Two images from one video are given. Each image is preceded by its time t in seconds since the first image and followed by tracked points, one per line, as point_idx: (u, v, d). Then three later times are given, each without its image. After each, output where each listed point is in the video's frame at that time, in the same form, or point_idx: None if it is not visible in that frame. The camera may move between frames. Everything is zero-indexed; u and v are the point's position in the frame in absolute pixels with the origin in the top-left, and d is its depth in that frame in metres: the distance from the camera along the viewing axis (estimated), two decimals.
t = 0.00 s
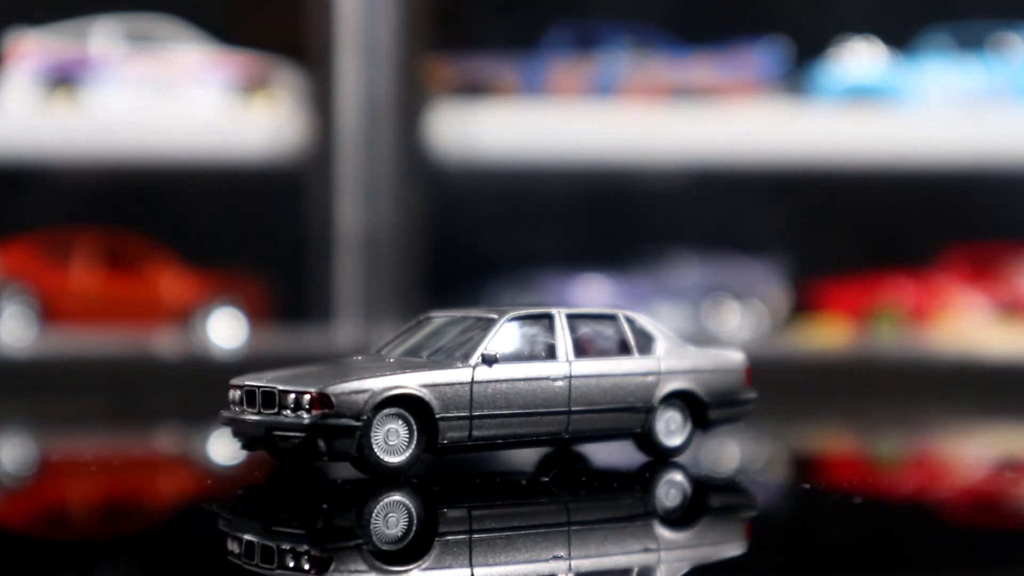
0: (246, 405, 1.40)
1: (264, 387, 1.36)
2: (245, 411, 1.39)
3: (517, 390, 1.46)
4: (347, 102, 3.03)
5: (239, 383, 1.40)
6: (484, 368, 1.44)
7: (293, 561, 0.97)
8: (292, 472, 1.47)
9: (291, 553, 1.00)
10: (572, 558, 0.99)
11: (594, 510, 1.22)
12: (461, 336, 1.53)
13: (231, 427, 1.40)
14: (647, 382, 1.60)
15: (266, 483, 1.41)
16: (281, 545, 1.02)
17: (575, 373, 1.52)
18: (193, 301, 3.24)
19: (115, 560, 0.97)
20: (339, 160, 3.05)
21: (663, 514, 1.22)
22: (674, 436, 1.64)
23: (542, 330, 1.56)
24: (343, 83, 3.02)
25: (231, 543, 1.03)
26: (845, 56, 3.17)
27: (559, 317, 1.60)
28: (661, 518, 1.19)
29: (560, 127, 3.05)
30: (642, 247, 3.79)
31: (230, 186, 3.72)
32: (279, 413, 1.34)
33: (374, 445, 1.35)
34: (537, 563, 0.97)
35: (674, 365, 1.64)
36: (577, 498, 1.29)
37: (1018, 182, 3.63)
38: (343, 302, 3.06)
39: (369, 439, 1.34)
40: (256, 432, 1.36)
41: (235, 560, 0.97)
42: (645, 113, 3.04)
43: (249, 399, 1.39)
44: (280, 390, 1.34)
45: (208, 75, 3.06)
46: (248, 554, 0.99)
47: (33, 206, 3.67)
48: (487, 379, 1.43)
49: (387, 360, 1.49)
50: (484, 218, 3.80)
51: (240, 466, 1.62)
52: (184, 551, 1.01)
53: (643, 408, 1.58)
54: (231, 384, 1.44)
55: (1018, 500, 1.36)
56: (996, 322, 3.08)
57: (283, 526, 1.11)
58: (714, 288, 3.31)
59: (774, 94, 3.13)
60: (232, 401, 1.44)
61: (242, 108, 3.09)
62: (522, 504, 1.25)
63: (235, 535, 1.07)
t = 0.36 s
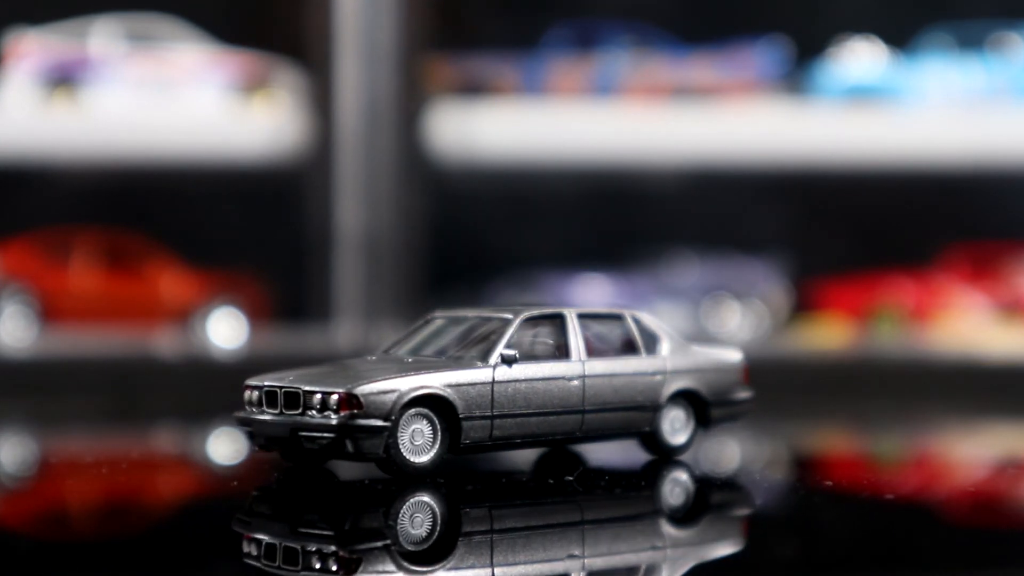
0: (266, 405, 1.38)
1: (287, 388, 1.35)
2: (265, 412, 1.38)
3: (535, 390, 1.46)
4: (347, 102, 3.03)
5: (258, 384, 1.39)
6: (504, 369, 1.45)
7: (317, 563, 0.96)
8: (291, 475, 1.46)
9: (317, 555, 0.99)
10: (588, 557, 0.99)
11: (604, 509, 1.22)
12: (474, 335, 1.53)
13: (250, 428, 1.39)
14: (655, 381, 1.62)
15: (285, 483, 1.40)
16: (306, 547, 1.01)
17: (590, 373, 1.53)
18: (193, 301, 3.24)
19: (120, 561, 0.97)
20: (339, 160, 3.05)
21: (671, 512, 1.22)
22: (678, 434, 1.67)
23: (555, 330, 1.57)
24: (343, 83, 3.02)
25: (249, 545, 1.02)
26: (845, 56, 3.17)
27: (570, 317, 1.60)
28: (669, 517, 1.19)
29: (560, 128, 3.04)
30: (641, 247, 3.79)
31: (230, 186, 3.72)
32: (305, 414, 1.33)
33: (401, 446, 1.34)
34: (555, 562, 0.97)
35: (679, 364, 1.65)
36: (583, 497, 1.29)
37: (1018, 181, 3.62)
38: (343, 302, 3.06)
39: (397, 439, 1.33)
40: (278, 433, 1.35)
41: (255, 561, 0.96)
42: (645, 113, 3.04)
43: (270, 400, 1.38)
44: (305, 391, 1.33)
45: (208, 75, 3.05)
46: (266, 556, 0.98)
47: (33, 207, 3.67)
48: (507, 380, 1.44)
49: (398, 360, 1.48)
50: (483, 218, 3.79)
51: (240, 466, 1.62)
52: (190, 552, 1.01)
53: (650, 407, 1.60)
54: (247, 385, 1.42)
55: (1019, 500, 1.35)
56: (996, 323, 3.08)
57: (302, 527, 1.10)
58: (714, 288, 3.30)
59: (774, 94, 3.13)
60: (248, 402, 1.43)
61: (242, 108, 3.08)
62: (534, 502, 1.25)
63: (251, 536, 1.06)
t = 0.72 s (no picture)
0: (285, 406, 1.37)
1: (310, 388, 1.34)
2: (285, 412, 1.36)
3: (550, 390, 1.47)
4: (347, 102, 3.03)
5: (278, 384, 1.37)
6: (522, 368, 1.45)
7: (342, 564, 0.95)
8: (289, 477, 1.44)
9: (342, 556, 0.98)
10: (603, 554, 0.99)
11: (612, 507, 1.22)
12: (486, 335, 1.53)
13: (269, 429, 1.37)
14: (660, 379, 1.63)
15: (301, 483, 1.38)
16: (330, 548, 1.00)
17: (602, 372, 1.54)
18: (193, 301, 3.24)
19: (126, 561, 0.97)
20: (339, 160, 3.04)
21: (677, 510, 1.22)
22: (681, 435, 1.68)
23: (565, 330, 1.58)
24: (343, 83, 3.02)
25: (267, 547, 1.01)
26: (845, 56, 3.17)
27: (579, 316, 1.61)
28: (675, 514, 1.20)
29: (559, 128, 3.04)
30: (641, 247, 3.79)
31: (230, 186, 3.72)
32: (329, 414, 1.32)
33: (427, 447, 1.34)
34: (571, 561, 0.97)
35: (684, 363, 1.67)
36: (588, 495, 1.29)
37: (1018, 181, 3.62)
38: (343, 302, 3.06)
39: (423, 440, 1.32)
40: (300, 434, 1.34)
41: (273, 563, 0.95)
42: (645, 113, 3.04)
43: (291, 400, 1.36)
44: (330, 391, 1.32)
45: (208, 75, 3.06)
46: (284, 558, 0.97)
47: (34, 206, 3.68)
48: (525, 379, 1.44)
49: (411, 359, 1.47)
50: (483, 218, 3.79)
51: (240, 465, 1.62)
52: (196, 552, 1.00)
53: (655, 405, 1.60)
54: (264, 385, 1.41)
55: (1019, 500, 1.35)
56: (997, 322, 3.07)
57: (319, 527, 1.09)
58: (714, 288, 3.31)
59: (774, 94, 3.13)
60: (264, 402, 1.41)
61: (242, 108, 3.08)
62: (545, 500, 1.25)
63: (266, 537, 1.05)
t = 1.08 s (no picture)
0: (308, 406, 1.35)
1: (336, 388, 1.32)
2: (308, 413, 1.34)
3: (567, 389, 1.47)
4: (347, 102, 3.02)
5: (300, 385, 1.35)
6: (541, 368, 1.45)
7: (369, 565, 0.94)
8: (287, 480, 1.43)
9: (371, 556, 0.97)
10: (620, 553, 0.99)
11: (619, 505, 1.22)
12: (499, 333, 1.53)
13: (292, 430, 1.35)
14: (665, 378, 1.64)
15: (319, 483, 1.37)
16: (358, 548, 0.99)
17: (615, 371, 1.54)
18: (193, 301, 3.24)
19: (134, 562, 0.96)
20: (339, 160, 3.04)
21: (685, 509, 1.23)
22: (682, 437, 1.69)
23: (574, 329, 1.58)
24: (343, 82, 3.02)
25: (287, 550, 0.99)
26: (845, 56, 3.17)
27: (588, 316, 1.61)
28: (680, 512, 1.20)
29: (559, 127, 3.04)
30: (640, 246, 3.79)
31: (230, 186, 3.72)
32: (357, 414, 1.30)
33: (455, 447, 1.33)
34: (591, 559, 0.96)
35: (688, 361, 1.68)
36: (596, 493, 1.29)
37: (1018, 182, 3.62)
38: (343, 302, 3.06)
39: (452, 439, 1.32)
40: (326, 434, 1.32)
41: (295, 565, 0.93)
42: (645, 113, 3.04)
43: (315, 400, 1.34)
44: (359, 391, 1.30)
45: (207, 75, 3.05)
46: (305, 560, 0.95)
47: (35, 206, 3.67)
48: (546, 379, 1.44)
49: (426, 360, 1.46)
50: (482, 219, 3.80)
51: (240, 465, 1.62)
52: (204, 552, 1.00)
53: (659, 404, 1.60)
54: (282, 385, 1.38)
55: (1019, 500, 1.35)
56: (996, 322, 3.07)
57: (338, 527, 1.08)
58: (714, 288, 3.30)
59: (774, 94, 3.12)
60: (282, 402, 1.38)
61: (242, 108, 3.08)
62: (556, 499, 1.25)
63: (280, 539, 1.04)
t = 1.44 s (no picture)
0: (330, 406, 1.34)
1: (362, 388, 1.31)
2: (331, 413, 1.33)
3: (582, 388, 1.47)
4: (347, 102, 3.02)
5: (322, 385, 1.34)
6: (559, 367, 1.45)
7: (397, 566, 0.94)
8: (296, 481, 1.41)
9: (398, 557, 0.97)
10: (629, 551, 1.00)
11: (617, 503, 1.23)
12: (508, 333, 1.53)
13: (314, 430, 1.34)
14: (666, 377, 1.64)
15: (340, 483, 1.36)
16: (385, 548, 0.99)
17: (626, 370, 1.55)
18: (193, 301, 3.23)
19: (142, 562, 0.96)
20: (339, 160, 3.04)
21: (686, 506, 1.24)
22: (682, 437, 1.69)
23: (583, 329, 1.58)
24: (343, 82, 3.02)
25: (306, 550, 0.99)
26: (845, 56, 3.17)
27: (596, 316, 1.62)
28: (680, 510, 1.21)
29: (560, 127, 3.04)
30: (641, 246, 3.79)
31: (230, 186, 3.72)
32: (385, 414, 1.30)
33: (482, 447, 1.33)
34: (603, 557, 0.97)
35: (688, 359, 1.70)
36: (603, 492, 1.30)
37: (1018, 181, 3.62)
38: (344, 302, 3.06)
39: (479, 439, 1.32)
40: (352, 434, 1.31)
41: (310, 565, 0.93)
42: (645, 113, 3.03)
43: (339, 401, 1.34)
44: (386, 391, 1.29)
45: (207, 75, 3.05)
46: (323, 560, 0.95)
47: (35, 206, 3.67)
48: (564, 378, 1.44)
49: (440, 359, 1.45)
50: (482, 219, 3.80)
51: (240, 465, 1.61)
52: (210, 552, 1.00)
53: (659, 403, 1.60)
54: (302, 386, 1.37)
55: (1020, 500, 1.35)
56: (997, 323, 3.07)
57: (364, 528, 1.08)
58: (714, 288, 3.30)
59: (774, 94, 3.12)
60: (302, 403, 1.37)
61: (242, 108, 3.08)
62: (568, 497, 1.25)
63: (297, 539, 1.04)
